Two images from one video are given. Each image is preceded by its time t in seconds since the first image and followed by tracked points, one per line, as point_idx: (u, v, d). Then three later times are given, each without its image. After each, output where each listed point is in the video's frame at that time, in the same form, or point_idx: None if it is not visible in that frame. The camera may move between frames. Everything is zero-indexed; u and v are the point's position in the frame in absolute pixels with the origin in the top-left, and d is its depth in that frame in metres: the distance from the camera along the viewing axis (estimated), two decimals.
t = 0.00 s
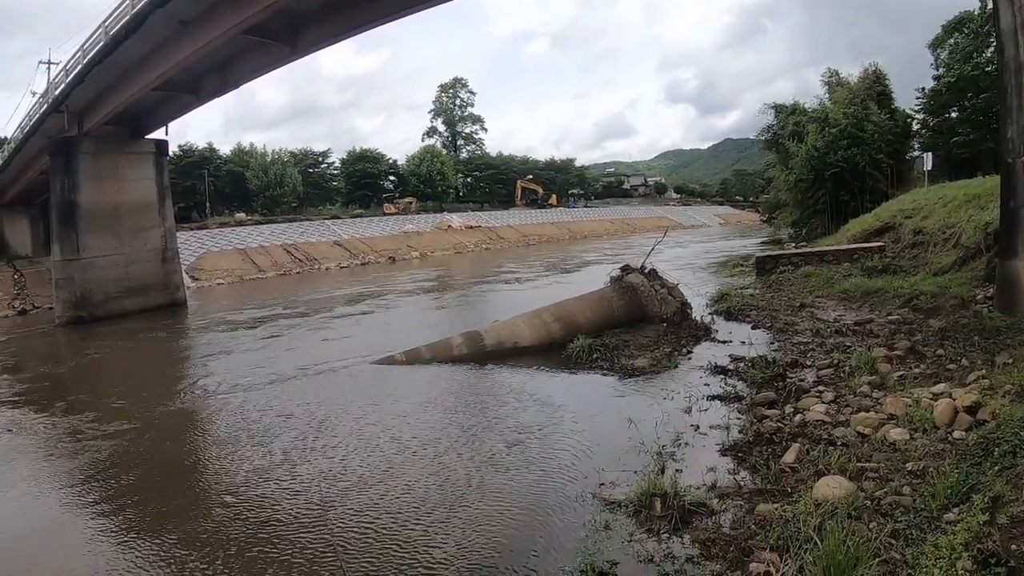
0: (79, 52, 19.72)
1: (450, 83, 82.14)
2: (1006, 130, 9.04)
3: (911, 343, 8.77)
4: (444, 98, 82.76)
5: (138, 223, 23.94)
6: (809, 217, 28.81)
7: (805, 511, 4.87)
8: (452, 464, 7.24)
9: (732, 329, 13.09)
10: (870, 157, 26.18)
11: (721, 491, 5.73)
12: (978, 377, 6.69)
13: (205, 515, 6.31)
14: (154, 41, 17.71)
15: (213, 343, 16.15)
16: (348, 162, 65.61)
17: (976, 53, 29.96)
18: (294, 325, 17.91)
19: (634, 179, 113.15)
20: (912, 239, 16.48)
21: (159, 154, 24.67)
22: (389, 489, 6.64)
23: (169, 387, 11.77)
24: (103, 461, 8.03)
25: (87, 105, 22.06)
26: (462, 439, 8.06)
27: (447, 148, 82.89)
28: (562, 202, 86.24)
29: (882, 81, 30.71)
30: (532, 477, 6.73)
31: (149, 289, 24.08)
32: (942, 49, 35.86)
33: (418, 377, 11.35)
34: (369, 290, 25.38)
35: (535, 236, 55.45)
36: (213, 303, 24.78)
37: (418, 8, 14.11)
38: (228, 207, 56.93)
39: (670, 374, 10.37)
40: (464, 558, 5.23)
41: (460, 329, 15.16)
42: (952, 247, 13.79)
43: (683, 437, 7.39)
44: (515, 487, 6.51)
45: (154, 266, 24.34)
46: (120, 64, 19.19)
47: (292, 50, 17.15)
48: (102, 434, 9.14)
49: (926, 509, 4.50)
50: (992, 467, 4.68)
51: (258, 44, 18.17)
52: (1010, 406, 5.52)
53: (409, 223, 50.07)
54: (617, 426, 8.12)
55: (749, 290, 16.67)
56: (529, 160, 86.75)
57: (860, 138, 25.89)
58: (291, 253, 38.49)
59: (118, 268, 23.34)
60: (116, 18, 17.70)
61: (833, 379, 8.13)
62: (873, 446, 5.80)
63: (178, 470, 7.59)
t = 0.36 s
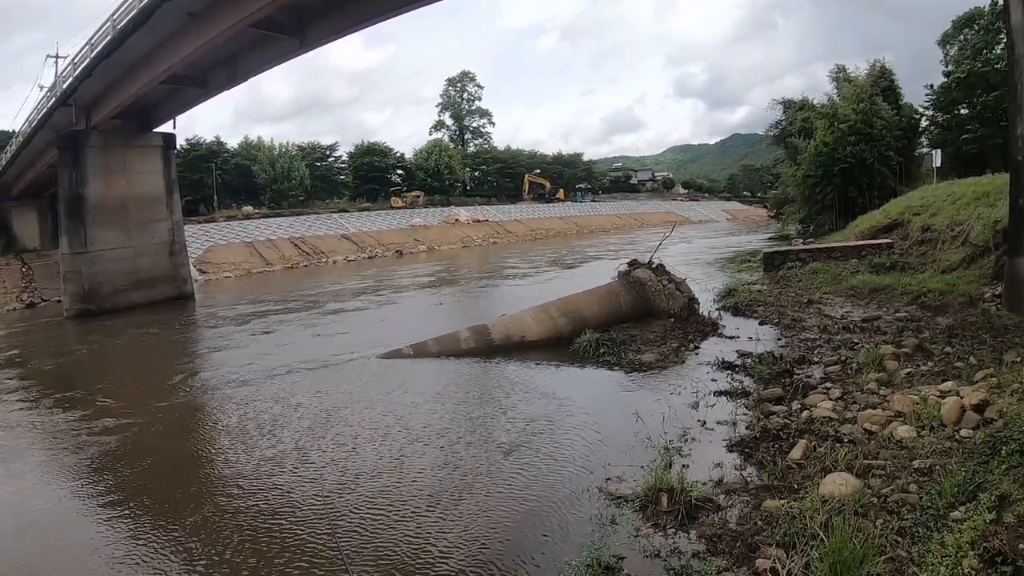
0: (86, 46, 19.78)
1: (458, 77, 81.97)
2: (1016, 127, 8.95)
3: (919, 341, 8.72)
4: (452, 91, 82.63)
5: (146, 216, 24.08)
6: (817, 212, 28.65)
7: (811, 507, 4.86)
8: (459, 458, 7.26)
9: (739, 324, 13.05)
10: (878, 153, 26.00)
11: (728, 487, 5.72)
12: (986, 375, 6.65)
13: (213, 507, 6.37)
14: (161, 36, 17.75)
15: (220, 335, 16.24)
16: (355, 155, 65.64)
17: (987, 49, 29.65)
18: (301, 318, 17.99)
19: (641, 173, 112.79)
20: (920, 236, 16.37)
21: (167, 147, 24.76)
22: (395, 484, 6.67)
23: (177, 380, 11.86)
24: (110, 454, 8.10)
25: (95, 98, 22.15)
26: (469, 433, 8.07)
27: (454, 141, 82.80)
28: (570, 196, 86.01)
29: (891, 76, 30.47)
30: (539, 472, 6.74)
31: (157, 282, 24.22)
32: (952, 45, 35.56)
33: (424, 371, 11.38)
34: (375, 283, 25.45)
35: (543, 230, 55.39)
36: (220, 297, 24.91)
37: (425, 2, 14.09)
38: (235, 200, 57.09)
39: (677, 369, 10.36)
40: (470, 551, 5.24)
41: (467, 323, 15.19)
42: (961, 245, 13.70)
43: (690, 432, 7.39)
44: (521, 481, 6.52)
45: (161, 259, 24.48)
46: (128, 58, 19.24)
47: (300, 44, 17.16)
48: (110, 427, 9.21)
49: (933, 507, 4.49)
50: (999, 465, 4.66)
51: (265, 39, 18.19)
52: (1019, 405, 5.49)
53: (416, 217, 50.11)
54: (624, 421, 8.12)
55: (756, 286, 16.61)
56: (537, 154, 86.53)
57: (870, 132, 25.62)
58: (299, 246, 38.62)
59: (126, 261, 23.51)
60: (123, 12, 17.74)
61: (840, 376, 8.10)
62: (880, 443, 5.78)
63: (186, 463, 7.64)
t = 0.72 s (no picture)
0: (93, 41, 19.85)
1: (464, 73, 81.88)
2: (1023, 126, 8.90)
3: (925, 340, 8.69)
4: (458, 87, 82.55)
5: (152, 211, 24.20)
6: (823, 211, 28.55)
7: (815, 506, 4.86)
8: (462, 454, 7.28)
9: (745, 322, 13.02)
10: (885, 152, 25.88)
11: (733, 484, 5.73)
12: (991, 375, 6.62)
13: (217, 501, 6.42)
14: (168, 31, 17.80)
15: (225, 330, 16.30)
16: (361, 151, 65.65)
17: (994, 49, 29.48)
18: (306, 313, 18.05)
19: (647, 170, 112.52)
20: (927, 236, 16.30)
21: (174, 142, 24.84)
22: (398, 479, 6.69)
23: (182, 375, 11.91)
24: (115, 449, 8.14)
25: (102, 93, 22.22)
26: (473, 429, 8.08)
27: (460, 138, 82.75)
28: (576, 193, 85.88)
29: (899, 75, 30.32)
30: (543, 468, 6.74)
31: (163, 276, 24.35)
32: (960, 44, 35.38)
33: (429, 366, 11.41)
34: (380, 279, 25.52)
35: (548, 227, 55.33)
36: (226, 291, 25.02)
37: None
38: (241, 195, 57.19)
39: (682, 366, 10.34)
40: (473, 547, 5.26)
41: (472, 319, 15.20)
42: (967, 245, 13.63)
43: (695, 429, 7.39)
44: (525, 478, 6.54)
45: (167, 253, 24.62)
46: (135, 53, 19.30)
47: (306, 39, 17.16)
48: (116, 422, 9.28)
49: (938, 506, 4.49)
50: (1004, 466, 4.65)
51: (272, 34, 18.22)
52: None
53: (422, 213, 50.15)
54: (629, 418, 8.12)
55: (762, 284, 16.56)
56: (543, 151, 86.41)
57: (877, 130, 25.65)
58: (304, 242, 38.73)
59: (132, 256, 23.63)
60: (130, 7, 17.80)
61: (845, 375, 8.08)
62: (885, 442, 5.77)
63: (190, 458, 7.68)
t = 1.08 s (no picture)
0: (102, 36, 19.95)
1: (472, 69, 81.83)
2: None
3: (933, 339, 8.64)
4: (466, 83, 82.50)
5: (160, 205, 24.33)
6: (831, 208, 28.41)
7: (822, 505, 4.85)
8: (469, 450, 7.30)
9: (752, 320, 12.97)
10: (894, 151, 25.73)
11: (739, 482, 5.73)
12: (999, 376, 6.58)
13: (225, 495, 6.46)
14: (177, 26, 17.87)
15: (232, 325, 16.38)
16: (368, 147, 65.73)
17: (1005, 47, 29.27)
18: (313, 308, 18.11)
19: (654, 166, 112.12)
20: (935, 234, 16.21)
21: (182, 137, 24.95)
22: (404, 474, 6.72)
23: (187, 369, 11.97)
24: (120, 442, 8.20)
25: (110, 88, 22.33)
26: (480, 425, 8.10)
27: (468, 134, 82.74)
28: (583, 189, 85.76)
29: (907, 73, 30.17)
30: (549, 464, 6.75)
31: (171, 270, 24.49)
32: (970, 42, 35.14)
33: (436, 362, 11.44)
34: (388, 273, 25.57)
35: (555, 223, 55.29)
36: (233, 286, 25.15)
37: None
38: (249, 190, 57.38)
39: (689, 363, 10.33)
40: (478, 542, 5.28)
41: (479, 314, 15.23)
42: (976, 245, 13.55)
43: (702, 427, 7.38)
44: (531, 473, 6.56)
45: (175, 247, 24.75)
46: (143, 49, 19.38)
47: (315, 34, 17.19)
48: (123, 415, 9.35)
49: (944, 506, 4.47)
50: (1011, 466, 4.64)
51: (281, 30, 18.26)
52: None
53: (430, 209, 50.21)
54: (636, 414, 8.12)
55: (769, 281, 16.50)
56: (550, 147, 86.29)
57: (887, 127, 25.48)
58: (312, 237, 38.84)
59: (139, 250, 23.78)
60: (139, 2, 17.87)
61: (852, 373, 8.05)
62: (891, 441, 5.75)
63: (195, 453, 7.71)
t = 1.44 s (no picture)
0: (111, 28, 20.05)
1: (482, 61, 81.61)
2: None
3: (943, 335, 8.58)
4: (476, 74, 82.29)
5: (170, 196, 24.50)
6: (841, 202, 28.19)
7: (830, 499, 4.84)
8: (478, 441, 7.33)
9: (762, 313, 12.92)
10: (906, 144, 25.45)
11: (748, 475, 5.73)
12: (1010, 372, 6.53)
13: (236, 485, 6.53)
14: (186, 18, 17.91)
15: (241, 316, 16.49)
16: (378, 138, 65.77)
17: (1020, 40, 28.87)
18: (322, 299, 18.21)
19: (664, 159, 111.52)
20: (946, 230, 16.06)
21: (191, 129, 25.08)
22: (412, 465, 6.76)
23: (196, 360, 12.06)
24: (128, 434, 8.28)
25: (119, 80, 22.45)
26: (489, 416, 8.13)
27: (478, 125, 82.58)
28: (593, 181, 85.48)
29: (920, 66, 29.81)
30: (558, 456, 6.77)
31: (180, 261, 24.68)
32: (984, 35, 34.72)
33: (445, 353, 11.47)
34: (394, 265, 25.62)
35: (565, 214, 55.19)
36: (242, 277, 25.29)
37: None
38: (259, 181, 57.63)
39: (698, 356, 10.32)
40: (486, 533, 5.33)
41: (488, 306, 15.26)
42: (987, 240, 13.42)
43: (710, 420, 7.37)
44: (539, 465, 6.58)
45: (185, 238, 24.94)
46: (152, 41, 19.46)
47: (325, 26, 17.18)
48: (133, 406, 9.45)
49: (953, 502, 4.47)
50: (1021, 464, 4.62)
51: (291, 22, 18.26)
52: None
53: (440, 200, 50.24)
54: (644, 407, 8.13)
55: (779, 275, 16.42)
56: (560, 139, 86.00)
57: (899, 120, 25.22)
58: (321, 228, 38.97)
59: (149, 241, 23.95)
60: None
61: (862, 368, 8.01)
62: (901, 436, 5.72)
63: (203, 444, 7.79)
